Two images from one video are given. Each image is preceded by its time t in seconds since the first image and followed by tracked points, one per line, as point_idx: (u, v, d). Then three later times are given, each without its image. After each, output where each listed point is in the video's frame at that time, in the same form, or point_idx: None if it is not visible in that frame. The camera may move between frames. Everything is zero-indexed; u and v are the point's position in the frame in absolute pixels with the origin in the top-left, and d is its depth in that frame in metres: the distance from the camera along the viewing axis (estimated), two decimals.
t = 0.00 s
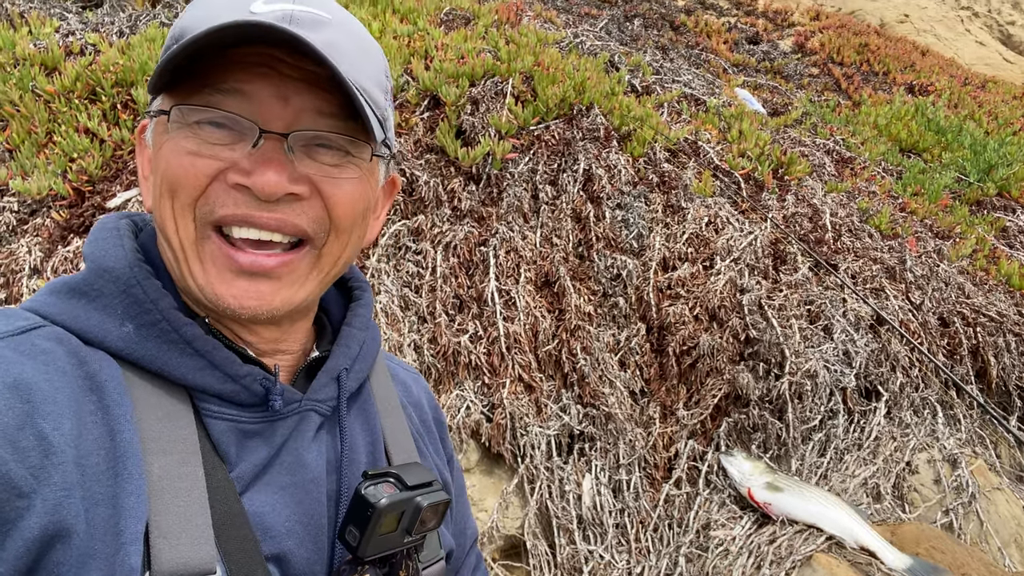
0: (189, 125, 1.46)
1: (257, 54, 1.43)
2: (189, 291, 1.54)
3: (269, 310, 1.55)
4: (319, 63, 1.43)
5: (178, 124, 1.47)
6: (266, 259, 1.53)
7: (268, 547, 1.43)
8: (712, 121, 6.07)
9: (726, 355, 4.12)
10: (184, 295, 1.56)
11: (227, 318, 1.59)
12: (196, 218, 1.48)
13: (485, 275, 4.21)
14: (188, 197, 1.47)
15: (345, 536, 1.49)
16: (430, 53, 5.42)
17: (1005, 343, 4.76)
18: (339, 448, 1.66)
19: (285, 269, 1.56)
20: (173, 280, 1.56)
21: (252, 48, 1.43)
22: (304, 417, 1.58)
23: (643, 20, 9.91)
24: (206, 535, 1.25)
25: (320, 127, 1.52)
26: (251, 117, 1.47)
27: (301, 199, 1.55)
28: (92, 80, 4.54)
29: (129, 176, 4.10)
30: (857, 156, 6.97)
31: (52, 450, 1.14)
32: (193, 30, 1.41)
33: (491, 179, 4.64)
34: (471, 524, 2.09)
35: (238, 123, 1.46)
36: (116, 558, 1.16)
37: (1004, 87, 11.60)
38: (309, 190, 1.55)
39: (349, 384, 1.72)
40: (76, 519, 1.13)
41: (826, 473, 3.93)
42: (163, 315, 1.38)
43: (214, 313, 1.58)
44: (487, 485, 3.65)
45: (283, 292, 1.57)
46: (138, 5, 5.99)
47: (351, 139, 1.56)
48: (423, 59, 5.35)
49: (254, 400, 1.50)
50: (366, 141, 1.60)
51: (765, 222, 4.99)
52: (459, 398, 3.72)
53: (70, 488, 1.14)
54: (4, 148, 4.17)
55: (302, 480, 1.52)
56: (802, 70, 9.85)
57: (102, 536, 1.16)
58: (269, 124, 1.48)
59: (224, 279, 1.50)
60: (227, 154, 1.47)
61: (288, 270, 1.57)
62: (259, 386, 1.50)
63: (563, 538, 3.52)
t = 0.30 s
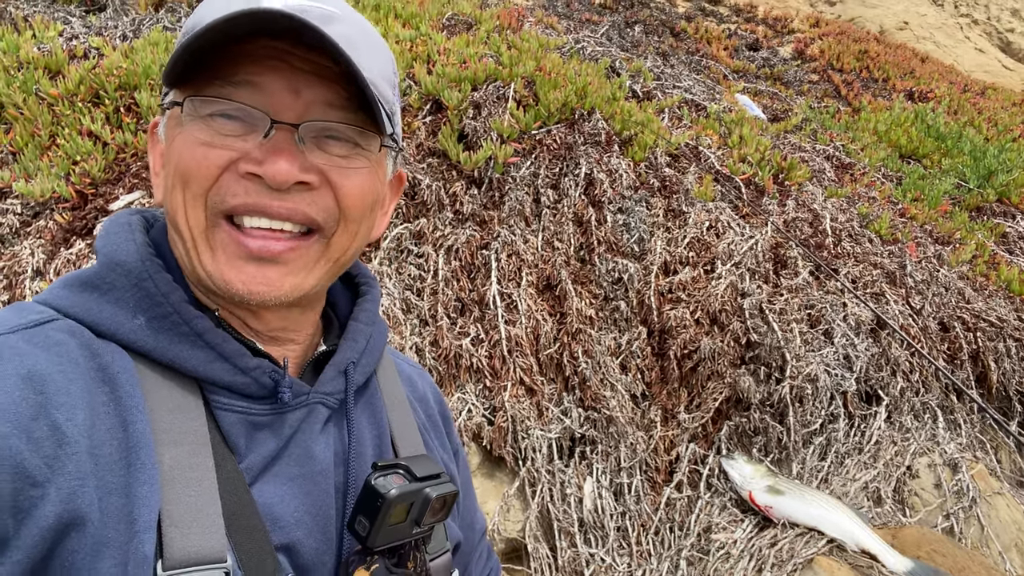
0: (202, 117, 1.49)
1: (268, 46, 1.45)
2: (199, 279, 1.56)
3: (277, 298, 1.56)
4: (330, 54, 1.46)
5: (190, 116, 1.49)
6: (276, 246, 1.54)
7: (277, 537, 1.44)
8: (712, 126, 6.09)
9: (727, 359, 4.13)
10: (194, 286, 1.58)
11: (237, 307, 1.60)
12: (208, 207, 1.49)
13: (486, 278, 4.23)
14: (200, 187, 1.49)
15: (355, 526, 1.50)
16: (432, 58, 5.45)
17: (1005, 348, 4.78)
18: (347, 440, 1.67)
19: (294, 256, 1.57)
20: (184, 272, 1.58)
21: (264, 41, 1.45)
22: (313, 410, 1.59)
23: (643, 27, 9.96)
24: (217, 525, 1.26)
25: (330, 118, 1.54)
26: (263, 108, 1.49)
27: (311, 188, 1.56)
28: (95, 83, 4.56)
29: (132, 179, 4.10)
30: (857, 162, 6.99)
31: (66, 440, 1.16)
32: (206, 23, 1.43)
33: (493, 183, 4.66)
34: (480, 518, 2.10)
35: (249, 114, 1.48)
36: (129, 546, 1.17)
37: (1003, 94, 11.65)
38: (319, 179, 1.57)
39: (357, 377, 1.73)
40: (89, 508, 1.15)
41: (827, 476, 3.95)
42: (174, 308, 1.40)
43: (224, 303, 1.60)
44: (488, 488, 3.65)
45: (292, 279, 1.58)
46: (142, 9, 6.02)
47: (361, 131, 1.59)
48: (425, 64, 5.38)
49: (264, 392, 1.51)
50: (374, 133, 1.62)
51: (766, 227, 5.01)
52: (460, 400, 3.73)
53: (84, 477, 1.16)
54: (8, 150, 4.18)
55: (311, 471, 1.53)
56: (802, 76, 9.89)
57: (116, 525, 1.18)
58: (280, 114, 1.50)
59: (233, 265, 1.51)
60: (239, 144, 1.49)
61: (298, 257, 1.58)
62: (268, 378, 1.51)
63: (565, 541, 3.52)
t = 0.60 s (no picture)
0: (206, 121, 1.50)
1: (271, 52, 1.47)
2: (206, 283, 1.56)
3: (282, 302, 1.56)
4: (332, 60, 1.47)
5: (196, 122, 1.51)
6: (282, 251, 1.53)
7: (283, 542, 1.44)
8: (714, 131, 6.11)
9: (729, 364, 4.13)
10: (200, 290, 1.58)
11: (242, 311, 1.60)
12: (213, 212, 1.49)
13: (488, 282, 4.22)
14: (206, 192, 1.49)
15: (360, 530, 1.50)
16: (435, 63, 5.46)
17: (1006, 353, 4.78)
18: (352, 446, 1.67)
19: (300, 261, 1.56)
20: (193, 276, 1.58)
21: (267, 45, 1.46)
22: (318, 416, 1.59)
23: (644, 32, 9.99)
24: (223, 530, 1.25)
25: (334, 123, 1.54)
26: (267, 114, 1.50)
27: (313, 195, 1.55)
28: (98, 87, 4.58)
29: (134, 182, 4.10)
30: (858, 167, 7.00)
31: (74, 445, 1.16)
32: (211, 27, 1.44)
33: (495, 187, 4.66)
34: (487, 522, 2.09)
35: (252, 118, 1.49)
36: (137, 550, 1.17)
37: (1003, 100, 11.68)
38: (321, 187, 1.56)
39: (361, 383, 1.72)
40: (97, 512, 1.15)
41: (829, 482, 3.94)
42: (181, 314, 1.40)
43: (230, 308, 1.60)
44: (489, 493, 3.65)
45: (297, 283, 1.58)
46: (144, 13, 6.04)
47: (365, 136, 1.59)
48: (427, 68, 5.39)
49: (270, 398, 1.51)
50: (379, 138, 1.62)
51: (768, 232, 5.01)
52: (462, 405, 3.74)
53: (92, 482, 1.16)
54: (10, 154, 4.19)
55: (315, 476, 1.53)
56: (803, 82, 9.92)
57: (123, 530, 1.18)
58: (284, 120, 1.51)
59: (239, 268, 1.51)
60: (244, 150, 1.49)
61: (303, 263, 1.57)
62: (274, 384, 1.51)
63: (566, 546, 3.52)
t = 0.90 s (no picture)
0: (208, 127, 1.49)
1: (272, 56, 1.46)
2: (209, 289, 1.55)
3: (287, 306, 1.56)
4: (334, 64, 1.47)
5: (197, 128, 1.50)
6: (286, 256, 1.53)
7: (284, 548, 1.43)
8: (715, 135, 6.11)
9: (730, 368, 4.12)
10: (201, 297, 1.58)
11: (246, 318, 1.60)
12: (216, 218, 1.48)
13: (489, 286, 4.22)
14: (209, 199, 1.48)
15: (362, 535, 1.50)
16: (436, 66, 5.47)
17: (1008, 357, 4.77)
18: (353, 452, 1.66)
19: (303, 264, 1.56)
20: (194, 282, 1.58)
21: (268, 50, 1.45)
22: (319, 421, 1.59)
23: (645, 35, 10.00)
24: (225, 536, 1.25)
25: (337, 128, 1.54)
26: (270, 119, 1.50)
27: (316, 201, 1.55)
28: (100, 89, 4.58)
29: (135, 185, 4.10)
30: (859, 171, 7.01)
31: (75, 452, 1.15)
32: (210, 33, 1.43)
33: (496, 191, 4.66)
34: (484, 530, 2.08)
35: (255, 124, 1.49)
36: (139, 557, 1.17)
37: (1004, 104, 11.69)
38: (324, 191, 1.56)
39: (362, 389, 1.72)
40: (99, 520, 1.14)
41: (830, 486, 3.93)
42: (182, 320, 1.40)
43: (233, 314, 1.59)
44: (490, 496, 3.65)
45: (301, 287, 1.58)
46: (145, 16, 6.05)
47: (367, 140, 1.59)
48: (428, 72, 5.40)
49: (271, 404, 1.50)
50: (381, 141, 1.62)
51: (769, 235, 5.01)
52: (463, 408, 3.72)
53: (93, 489, 1.15)
54: (11, 156, 4.19)
55: (316, 482, 1.53)
56: (803, 85, 9.93)
57: (125, 537, 1.17)
58: (286, 125, 1.50)
59: (243, 275, 1.50)
60: (247, 156, 1.49)
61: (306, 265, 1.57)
62: (275, 390, 1.50)
63: (567, 550, 3.51)
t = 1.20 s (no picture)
0: (218, 140, 1.48)
1: (284, 69, 1.45)
2: (218, 299, 1.55)
3: (300, 318, 1.57)
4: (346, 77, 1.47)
5: (204, 139, 1.48)
6: (299, 268, 1.55)
7: (282, 553, 1.43)
8: (716, 137, 6.10)
9: (731, 370, 4.12)
10: (202, 302, 1.58)
11: (251, 326, 1.60)
12: (228, 232, 1.48)
13: (490, 288, 4.21)
14: (220, 211, 1.48)
15: (361, 540, 1.49)
16: (437, 68, 5.47)
17: (1009, 361, 4.77)
18: (352, 457, 1.66)
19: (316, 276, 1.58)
20: (194, 287, 1.58)
21: (279, 62, 1.44)
22: (318, 427, 1.59)
23: (646, 38, 10.02)
24: (224, 542, 1.26)
25: (347, 141, 1.55)
26: (280, 131, 1.49)
27: (327, 213, 1.56)
28: (102, 90, 4.58)
29: (137, 186, 4.11)
30: (860, 173, 7.00)
31: (73, 458, 1.15)
32: (219, 43, 1.40)
33: (497, 193, 4.66)
34: (478, 536, 2.07)
35: (267, 138, 1.48)
36: (138, 563, 1.17)
37: (1005, 107, 11.69)
38: (334, 204, 1.57)
39: (362, 394, 1.72)
40: (97, 526, 1.14)
41: (832, 489, 3.92)
42: (182, 325, 1.40)
43: (239, 322, 1.60)
44: (491, 498, 3.64)
45: (314, 299, 1.59)
46: (147, 18, 6.06)
47: (376, 152, 1.60)
48: (430, 73, 5.40)
49: (270, 409, 1.50)
50: (389, 152, 1.64)
51: (771, 237, 5.00)
52: (464, 410, 3.72)
53: (91, 495, 1.15)
54: (13, 156, 4.19)
55: (316, 487, 1.52)
56: (804, 88, 9.93)
57: (124, 543, 1.16)
58: (297, 138, 1.50)
59: (255, 289, 1.51)
60: (258, 169, 1.49)
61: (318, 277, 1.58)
62: (275, 396, 1.50)
63: (568, 552, 3.50)
